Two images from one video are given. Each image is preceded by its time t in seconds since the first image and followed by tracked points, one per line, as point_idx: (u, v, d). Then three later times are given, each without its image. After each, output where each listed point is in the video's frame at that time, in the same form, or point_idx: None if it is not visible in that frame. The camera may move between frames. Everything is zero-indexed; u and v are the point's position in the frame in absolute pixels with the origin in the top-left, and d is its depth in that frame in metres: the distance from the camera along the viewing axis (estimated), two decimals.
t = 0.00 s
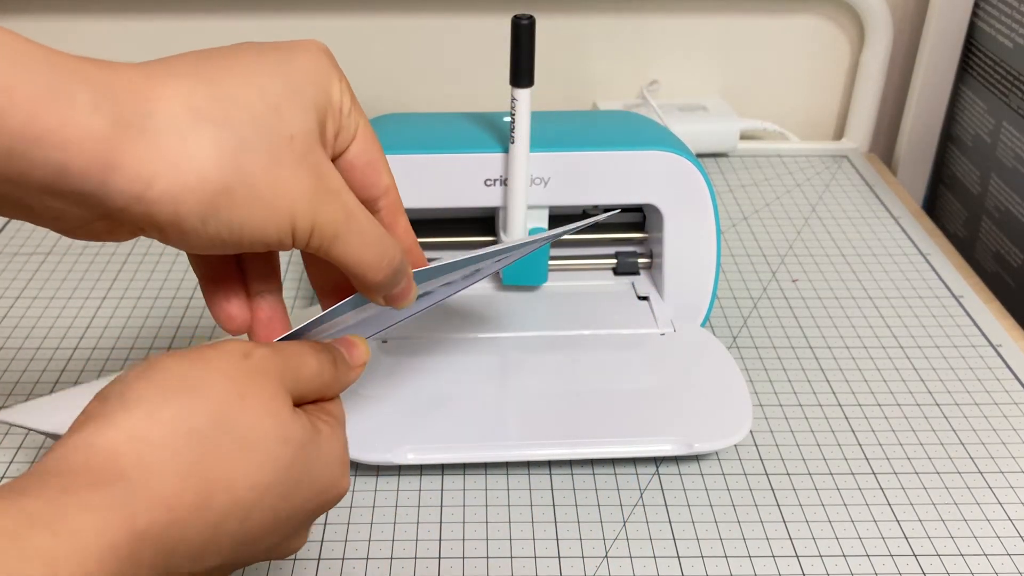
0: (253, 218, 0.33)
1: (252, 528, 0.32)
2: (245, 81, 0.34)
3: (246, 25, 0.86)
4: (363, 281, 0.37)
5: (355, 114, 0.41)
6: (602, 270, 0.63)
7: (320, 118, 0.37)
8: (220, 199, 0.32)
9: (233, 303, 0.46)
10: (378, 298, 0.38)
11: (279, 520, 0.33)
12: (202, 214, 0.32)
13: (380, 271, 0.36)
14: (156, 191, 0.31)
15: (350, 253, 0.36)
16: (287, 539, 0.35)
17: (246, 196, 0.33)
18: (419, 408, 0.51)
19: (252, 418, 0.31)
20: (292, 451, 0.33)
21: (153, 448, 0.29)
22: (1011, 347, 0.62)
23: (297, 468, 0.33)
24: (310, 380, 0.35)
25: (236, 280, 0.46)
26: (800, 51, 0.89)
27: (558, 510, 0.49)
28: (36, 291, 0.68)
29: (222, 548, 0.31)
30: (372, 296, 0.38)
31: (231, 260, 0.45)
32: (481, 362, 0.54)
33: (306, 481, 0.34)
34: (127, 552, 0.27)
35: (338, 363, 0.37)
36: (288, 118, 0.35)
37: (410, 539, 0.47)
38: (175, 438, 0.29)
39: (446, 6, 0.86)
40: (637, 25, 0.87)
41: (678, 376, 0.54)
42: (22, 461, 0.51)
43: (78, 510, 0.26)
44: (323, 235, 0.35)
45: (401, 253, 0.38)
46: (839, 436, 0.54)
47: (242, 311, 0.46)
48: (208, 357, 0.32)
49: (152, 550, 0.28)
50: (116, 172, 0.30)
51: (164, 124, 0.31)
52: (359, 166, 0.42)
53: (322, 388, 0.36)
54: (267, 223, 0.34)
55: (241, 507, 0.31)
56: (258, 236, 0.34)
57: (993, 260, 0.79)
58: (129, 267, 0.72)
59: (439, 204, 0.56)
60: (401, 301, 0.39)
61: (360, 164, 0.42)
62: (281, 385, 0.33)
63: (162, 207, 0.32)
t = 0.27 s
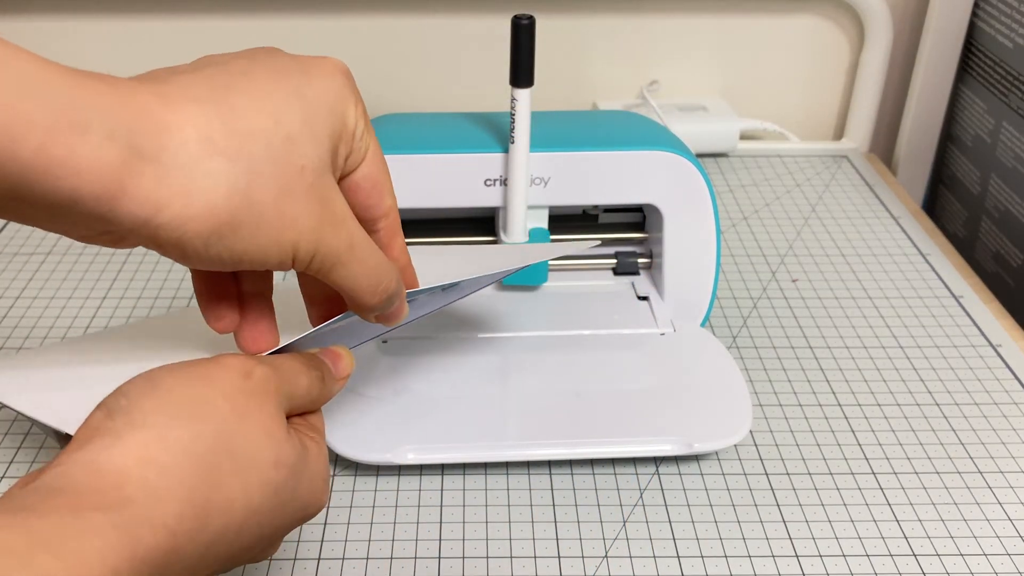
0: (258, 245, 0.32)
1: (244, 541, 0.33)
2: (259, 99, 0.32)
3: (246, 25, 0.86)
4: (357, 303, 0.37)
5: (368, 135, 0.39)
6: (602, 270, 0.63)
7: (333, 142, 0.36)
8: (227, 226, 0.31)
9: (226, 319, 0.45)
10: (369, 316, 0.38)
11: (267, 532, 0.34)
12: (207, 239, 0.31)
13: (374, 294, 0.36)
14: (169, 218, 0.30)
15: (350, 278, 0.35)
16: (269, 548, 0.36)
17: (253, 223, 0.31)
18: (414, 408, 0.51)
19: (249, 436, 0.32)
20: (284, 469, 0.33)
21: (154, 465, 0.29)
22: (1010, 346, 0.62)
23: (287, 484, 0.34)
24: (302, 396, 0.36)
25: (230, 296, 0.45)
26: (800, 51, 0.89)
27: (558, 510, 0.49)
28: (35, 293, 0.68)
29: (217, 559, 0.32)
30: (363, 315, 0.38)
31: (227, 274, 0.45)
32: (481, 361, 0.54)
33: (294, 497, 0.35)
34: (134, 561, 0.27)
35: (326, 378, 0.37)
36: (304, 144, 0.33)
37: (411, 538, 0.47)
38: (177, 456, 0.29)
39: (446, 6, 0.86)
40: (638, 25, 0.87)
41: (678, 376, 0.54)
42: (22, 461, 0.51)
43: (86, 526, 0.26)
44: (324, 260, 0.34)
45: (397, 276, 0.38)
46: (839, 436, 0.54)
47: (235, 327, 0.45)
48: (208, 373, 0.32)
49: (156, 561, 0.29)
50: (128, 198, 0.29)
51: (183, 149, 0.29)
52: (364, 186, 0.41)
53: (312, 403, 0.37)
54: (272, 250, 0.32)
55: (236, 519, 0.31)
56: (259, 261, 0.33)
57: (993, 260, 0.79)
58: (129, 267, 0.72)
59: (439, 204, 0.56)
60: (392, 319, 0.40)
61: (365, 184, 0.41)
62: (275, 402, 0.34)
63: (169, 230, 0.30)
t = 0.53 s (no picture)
0: (237, 234, 0.33)
1: (229, 518, 0.31)
2: (235, 98, 0.34)
3: (246, 25, 0.86)
4: (347, 294, 0.36)
5: (348, 129, 0.40)
6: (602, 270, 0.63)
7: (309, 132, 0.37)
8: (204, 215, 0.32)
9: (221, 316, 0.45)
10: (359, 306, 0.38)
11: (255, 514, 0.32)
12: (185, 228, 0.32)
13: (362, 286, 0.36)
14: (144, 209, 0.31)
15: (334, 268, 0.35)
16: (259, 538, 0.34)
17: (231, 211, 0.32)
18: (413, 408, 0.51)
19: (229, 405, 0.30)
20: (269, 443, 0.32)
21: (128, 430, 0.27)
22: (1011, 347, 0.62)
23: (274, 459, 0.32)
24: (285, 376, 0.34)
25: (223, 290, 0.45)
26: (799, 51, 0.89)
27: (558, 510, 0.49)
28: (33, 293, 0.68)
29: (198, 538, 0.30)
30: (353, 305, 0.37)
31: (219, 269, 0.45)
32: (481, 362, 0.54)
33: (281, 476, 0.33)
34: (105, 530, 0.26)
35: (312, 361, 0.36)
36: (279, 134, 0.34)
37: (411, 538, 0.47)
38: (152, 423, 0.28)
39: (446, 7, 0.86)
40: (637, 25, 0.87)
41: (678, 376, 0.54)
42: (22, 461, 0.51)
43: (55, 486, 0.25)
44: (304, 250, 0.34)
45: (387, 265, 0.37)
46: (839, 436, 0.54)
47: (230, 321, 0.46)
48: (183, 347, 0.31)
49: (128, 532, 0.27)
50: (105, 188, 0.30)
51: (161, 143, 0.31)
52: (346, 177, 0.42)
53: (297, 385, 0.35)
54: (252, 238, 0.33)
55: (219, 494, 0.30)
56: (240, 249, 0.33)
57: (993, 260, 0.79)
58: (128, 267, 0.71)
59: (440, 204, 0.56)
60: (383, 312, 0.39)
61: (349, 174, 0.42)
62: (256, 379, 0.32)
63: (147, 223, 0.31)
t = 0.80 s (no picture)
0: (142, 155, 0.32)
1: (167, 419, 0.30)
2: (122, 30, 0.34)
3: (246, 25, 0.86)
4: (276, 213, 0.35)
5: (246, 55, 0.41)
6: (602, 271, 0.63)
7: (205, 59, 0.37)
8: (106, 134, 0.32)
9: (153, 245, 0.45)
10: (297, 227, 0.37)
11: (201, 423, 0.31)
12: (92, 150, 0.32)
13: (290, 201, 0.35)
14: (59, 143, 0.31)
15: (254, 184, 0.34)
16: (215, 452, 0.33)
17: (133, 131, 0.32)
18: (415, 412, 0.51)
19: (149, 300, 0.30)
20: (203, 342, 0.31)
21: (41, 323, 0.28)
22: (1010, 347, 0.62)
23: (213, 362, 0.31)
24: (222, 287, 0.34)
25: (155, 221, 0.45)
26: (799, 51, 0.89)
27: (558, 509, 0.49)
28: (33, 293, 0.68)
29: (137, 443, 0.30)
30: (289, 226, 0.37)
31: (147, 203, 0.44)
32: (482, 362, 0.54)
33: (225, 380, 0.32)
34: (14, 435, 0.27)
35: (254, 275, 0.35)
36: (173, 58, 0.35)
37: (411, 538, 0.47)
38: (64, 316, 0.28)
39: (446, 7, 0.86)
40: (637, 25, 0.87)
41: (678, 376, 0.54)
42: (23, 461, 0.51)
43: None
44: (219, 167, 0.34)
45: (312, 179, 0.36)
46: (839, 436, 0.54)
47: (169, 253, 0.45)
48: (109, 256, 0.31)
49: (43, 431, 0.28)
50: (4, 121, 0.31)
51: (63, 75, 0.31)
52: (256, 103, 0.42)
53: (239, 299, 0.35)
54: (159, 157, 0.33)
55: (151, 396, 0.29)
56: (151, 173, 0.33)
57: (992, 260, 0.79)
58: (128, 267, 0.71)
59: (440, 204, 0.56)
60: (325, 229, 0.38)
61: (258, 101, 0.42)
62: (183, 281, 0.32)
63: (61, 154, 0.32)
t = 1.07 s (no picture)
0: (136, 97, 0.30)
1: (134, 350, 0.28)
2: None
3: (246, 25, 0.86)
4: (276, 152, 0.33)
5: None
6: (602, 271, 0.63)
7: None
8: (95, 78, 0.29)
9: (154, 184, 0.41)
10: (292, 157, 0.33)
11: (196, 351, 0.29)
12: (84, 97, 0.30)
13: (291, 137, 0.32)
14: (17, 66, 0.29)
15: (251, 122, 0.31)
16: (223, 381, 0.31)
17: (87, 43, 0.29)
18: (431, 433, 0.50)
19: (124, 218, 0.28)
20: (184, 266, 0.29)
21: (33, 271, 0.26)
22: (1010, 347, 0.62)
23: (197, 284, 0.29)
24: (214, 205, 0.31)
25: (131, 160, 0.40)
26: (799, 51, 0.89)
27: (558, 509, 0.49)
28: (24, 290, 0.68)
29: (132, 368, 0.28)
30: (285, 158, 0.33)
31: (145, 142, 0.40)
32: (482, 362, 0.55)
33: (216, 298, 0.30)
34: None
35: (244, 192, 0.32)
36: None
37: (411, 538, 0.47)
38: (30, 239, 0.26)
39: (446, 6, 0.86)
40: (637, 25, 0.88)
41: (677, 377, 0.54)
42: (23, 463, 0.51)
43: None
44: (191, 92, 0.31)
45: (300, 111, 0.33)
46: (839, 436, 0.54)
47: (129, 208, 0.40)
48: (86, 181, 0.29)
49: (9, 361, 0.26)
50: None
51: None
52: (256, 37, 0.43)
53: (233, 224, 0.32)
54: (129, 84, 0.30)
55: (130, 322, 0.27)
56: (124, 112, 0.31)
57: (992, 260, 0.79)
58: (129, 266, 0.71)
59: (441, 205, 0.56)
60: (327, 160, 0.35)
61: (257, 35, 0.43)
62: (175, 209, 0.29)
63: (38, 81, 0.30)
